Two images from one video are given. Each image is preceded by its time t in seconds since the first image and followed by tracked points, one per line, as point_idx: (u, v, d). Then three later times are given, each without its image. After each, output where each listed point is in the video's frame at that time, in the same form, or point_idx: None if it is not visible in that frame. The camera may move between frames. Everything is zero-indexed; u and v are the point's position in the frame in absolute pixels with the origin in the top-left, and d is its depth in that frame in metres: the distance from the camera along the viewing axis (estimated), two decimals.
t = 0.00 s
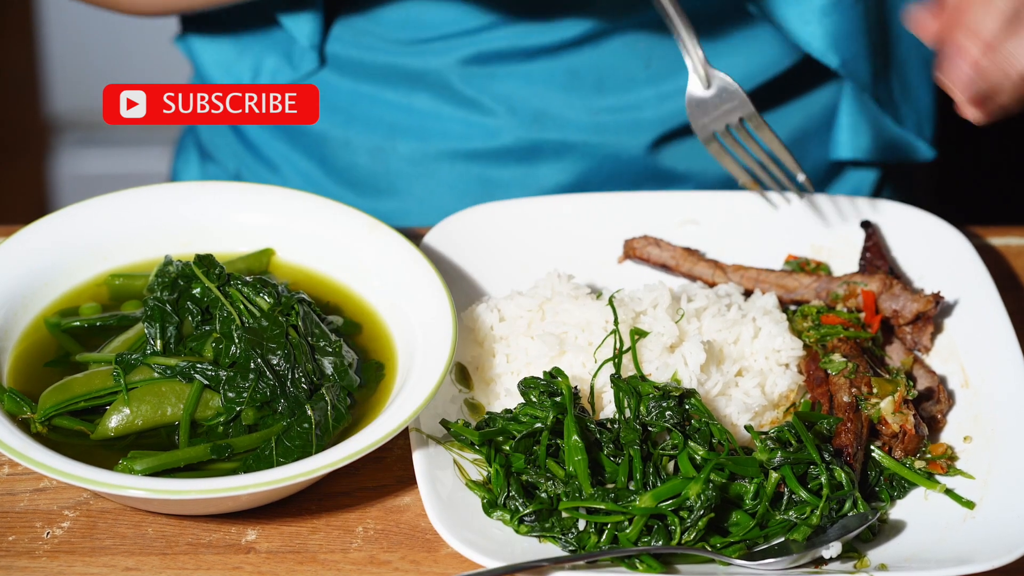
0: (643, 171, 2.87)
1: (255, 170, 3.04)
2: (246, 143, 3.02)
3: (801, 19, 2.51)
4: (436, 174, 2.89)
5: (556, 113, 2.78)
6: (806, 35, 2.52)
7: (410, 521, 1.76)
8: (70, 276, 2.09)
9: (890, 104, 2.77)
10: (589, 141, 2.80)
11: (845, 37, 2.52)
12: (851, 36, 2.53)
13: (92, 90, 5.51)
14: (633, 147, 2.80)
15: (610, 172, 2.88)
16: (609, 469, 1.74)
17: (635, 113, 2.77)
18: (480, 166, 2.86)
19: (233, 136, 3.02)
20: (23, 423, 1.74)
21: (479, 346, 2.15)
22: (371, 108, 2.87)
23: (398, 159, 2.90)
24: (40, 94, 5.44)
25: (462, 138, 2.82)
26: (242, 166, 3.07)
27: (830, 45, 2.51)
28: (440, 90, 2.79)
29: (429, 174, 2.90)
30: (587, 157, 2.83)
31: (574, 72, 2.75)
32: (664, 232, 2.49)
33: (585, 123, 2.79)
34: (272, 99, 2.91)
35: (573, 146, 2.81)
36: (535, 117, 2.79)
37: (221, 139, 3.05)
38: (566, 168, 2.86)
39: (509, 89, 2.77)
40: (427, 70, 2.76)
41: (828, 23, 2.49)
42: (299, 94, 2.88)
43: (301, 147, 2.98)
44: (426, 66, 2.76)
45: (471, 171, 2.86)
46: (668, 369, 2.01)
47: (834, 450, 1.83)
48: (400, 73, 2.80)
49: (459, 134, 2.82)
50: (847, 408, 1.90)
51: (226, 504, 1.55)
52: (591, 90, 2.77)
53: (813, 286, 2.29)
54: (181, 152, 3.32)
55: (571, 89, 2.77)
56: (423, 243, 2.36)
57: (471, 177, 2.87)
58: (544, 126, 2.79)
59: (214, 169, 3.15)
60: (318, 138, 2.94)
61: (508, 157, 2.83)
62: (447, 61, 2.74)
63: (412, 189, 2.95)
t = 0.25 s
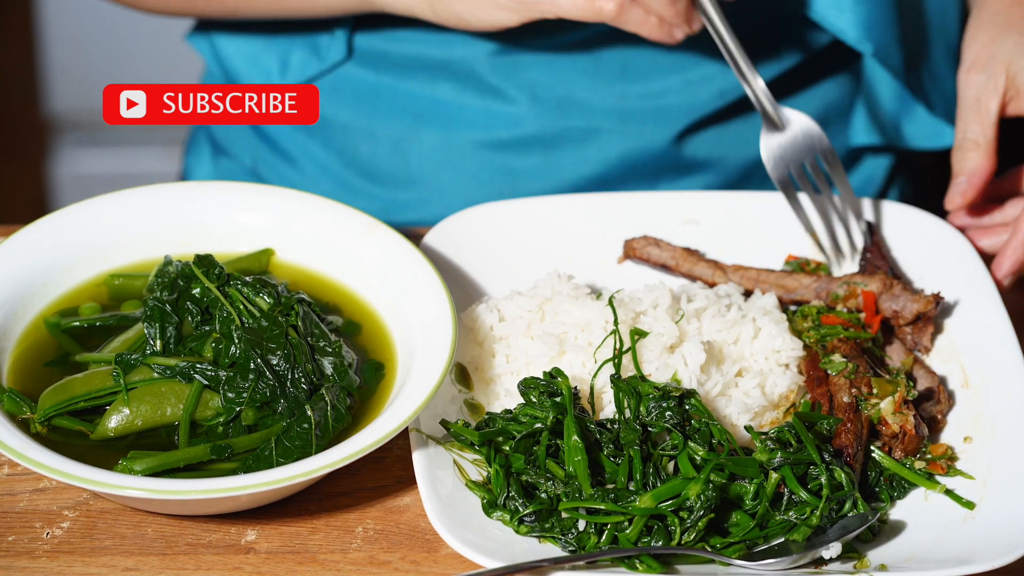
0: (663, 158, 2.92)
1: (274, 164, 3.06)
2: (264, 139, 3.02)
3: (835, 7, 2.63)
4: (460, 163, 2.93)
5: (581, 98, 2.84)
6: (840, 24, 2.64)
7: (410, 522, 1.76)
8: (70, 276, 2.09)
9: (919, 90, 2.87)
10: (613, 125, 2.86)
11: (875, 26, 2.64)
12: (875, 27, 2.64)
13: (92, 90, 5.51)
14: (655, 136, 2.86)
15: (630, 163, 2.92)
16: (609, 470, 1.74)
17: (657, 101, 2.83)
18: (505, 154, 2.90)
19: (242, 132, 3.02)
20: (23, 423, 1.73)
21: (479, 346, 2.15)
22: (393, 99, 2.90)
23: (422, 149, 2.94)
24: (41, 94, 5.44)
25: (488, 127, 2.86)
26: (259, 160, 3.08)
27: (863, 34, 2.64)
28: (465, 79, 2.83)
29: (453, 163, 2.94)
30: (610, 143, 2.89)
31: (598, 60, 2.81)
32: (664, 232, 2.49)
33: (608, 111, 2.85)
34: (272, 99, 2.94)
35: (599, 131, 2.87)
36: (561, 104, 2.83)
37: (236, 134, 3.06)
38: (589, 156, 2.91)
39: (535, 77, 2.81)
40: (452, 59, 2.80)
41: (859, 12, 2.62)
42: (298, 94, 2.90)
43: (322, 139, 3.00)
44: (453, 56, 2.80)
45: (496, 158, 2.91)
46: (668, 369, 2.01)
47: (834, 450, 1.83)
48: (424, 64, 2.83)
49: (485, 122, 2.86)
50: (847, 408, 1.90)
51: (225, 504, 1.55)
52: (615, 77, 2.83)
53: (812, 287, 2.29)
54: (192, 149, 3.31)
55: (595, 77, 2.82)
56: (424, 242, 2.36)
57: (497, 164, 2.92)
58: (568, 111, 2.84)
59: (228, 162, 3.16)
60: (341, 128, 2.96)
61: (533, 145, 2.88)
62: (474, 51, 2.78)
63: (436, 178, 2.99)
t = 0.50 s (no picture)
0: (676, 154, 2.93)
1: (287, 163, 3.05)
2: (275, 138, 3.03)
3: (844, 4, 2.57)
4: (474, 158, 2.92)
5: (595, 91, 2.83)
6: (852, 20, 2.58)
7: (410, 521, 1.76)
8: (71, 276, 2.09)
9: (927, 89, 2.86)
10: (627, 119, 2.86)
11: (886, 23, 2.59)
12: (883, 26, 2.60)
13: (92, 90, 5.51)
14: (670, 129, 2.87)
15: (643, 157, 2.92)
16: (609, 469, 1.74)
17: (672, 94, 2.84)
18: (519, 148, 2.89)
19: (253, 131, 3.02)
20: (23, 423, 1.74)
21: (479, 346, 2.15)
22: (407, 95, 2.90)
23: (435, 145, 2.94)
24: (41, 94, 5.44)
25: (502, 122, 2.86)
26: (273, 159, 3.08)
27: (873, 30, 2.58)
28: (478, 72, 2.82)
29: (467, 159, 2.93)
30: (624, 137, 2.88)
31: (612, 54, 2.81)
32: (664, 232, 2.49)
33: (623, 104, 2.84)
34: (272, 100, 2.94)
35: (613, 124, 2.86)
36: (575, 98, 2.83)
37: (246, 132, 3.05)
38: (604, 150, 2.91)
39: (549, 71, 2.81)
40: (465, 53, 2.80)
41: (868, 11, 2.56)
42: (299, 94, 2.91)
43: (333, 135, 3.01)
44: (466, 50, 2.80)
45: (512, 152, 2.89)
46: (668, 369, 2.01)
47: (834, 451, 1.83)
48: (437, 58, 2.84)
49: (499, 116, 2.86)
50: (847, 410, 1.91)
51: (226, 504, 1.55)
52: (629, 71, 2.83)
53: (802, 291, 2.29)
54: (199, 147, 3.31)
55: (609, 71, 2.82)
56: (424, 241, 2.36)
57: (512, 159, 2.91)
58: (583, 105, 2.83)
59: (238, 160, 3.15)
60: (356, 124, 2.97)
61: (547, 139, 2.87)
62: (488, 44, 2.78)
63: (449, 175, 2.98)
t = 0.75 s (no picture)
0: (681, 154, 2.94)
1: (292, 158, 3.06)
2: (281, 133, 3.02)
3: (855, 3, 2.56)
4: (479, 158, 2.92)
5: (601, 92, 2.83)
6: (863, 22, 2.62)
7: (410, 521, 1.76)
8: (70, 276, 2.09)
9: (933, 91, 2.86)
10: (632, 119, 2.86)
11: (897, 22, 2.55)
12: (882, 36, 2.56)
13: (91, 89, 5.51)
14: (671, 130, 2.87)
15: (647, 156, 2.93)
16: (609, 469, 1.74)
17: (676, 95, 2.84)
18: (524, 148, 2.89)
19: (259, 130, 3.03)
20: (22, 423, 1.73)
21: (479, 346, 2.15)
22: (412, 94, 2.87)
23: (439, 146, 2.94)
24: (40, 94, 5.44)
25: (507, 121, 2.84)
26: (281, 156, 3.09)
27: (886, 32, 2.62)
28: (484, 73, 2.80)
29: (472, 158, 2.93)
30: (630, 136, 2.89)
31: (619, 53, 2.79)
32: (664, 233, 2.49)
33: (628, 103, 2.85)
34: (272, 100, 2.96)
35: (618, 124, 2.87)
36: (580, 97, 2.82)
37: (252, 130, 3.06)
38: (609, 148, 2.92)
39: (555, 70, 2.79)
40: (471, 54, 2.77)
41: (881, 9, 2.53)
42: (299, 93, 2.91)
43: (335, 134, 3.00)
44: (472, 49, 2.76)
45: (517, 153, 2.89)
46: (668, 369, 2.00)
47: (834, 451, 1.83)
48: (442, 57, 2.80)
49: (505, 117, 2.84)
50: (848, 409, 1.91)
51: (225, 504, 1.55)
52: (636, 71, 2.82)
53: (812, 289, 2.29)
54: (207, 142, 3.32)
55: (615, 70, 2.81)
56: (425, 240, 2.35)
57: (517, 159, 2.91)
58: (590, 105, 2.83)
59: (244, 154, 3.17)
60: (360, 122, 2.95)
61: (552, 138, 2.87)
62: (494, 43, 2.74)
63: (453, 174, 2.98)
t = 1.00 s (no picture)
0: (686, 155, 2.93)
1: (293, 160, 3.05)
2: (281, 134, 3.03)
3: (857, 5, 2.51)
4: (480, 163, 2.91)
5: (605, 94, 2.83)
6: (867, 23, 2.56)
7: (410, 521, 1.76)
8: (70, 276, 2.09)
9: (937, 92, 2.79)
10: (635, 122, 2.86)
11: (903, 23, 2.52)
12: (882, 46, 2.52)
13: (92, 90, 5.51)
14: (671, 130, 2.87)
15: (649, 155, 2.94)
16: (609, 469, 1.74)
17: (679, 97, 2.85)
18: (527, 152, 2.89)
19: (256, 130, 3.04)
20: (22, 423, 1.73)
21: (479, 346, 2.15)
22: (415, 97, 2.87)
23: (442, 149, 2.93)
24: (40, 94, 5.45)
25: (511, 126, 2.84)
26: (282, 158, 3.08)
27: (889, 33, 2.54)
28: (487, 76, 2.80)
29: (474, 164, 2.91)
30: (632, 140, 2.89)
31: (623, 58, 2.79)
32: (664, 233, 2.49)
33: (631, 107, 2.85)
34: (272, 100, 2.96)
35: (622, 127, 2.87)
36: (583, 101, 2.83)
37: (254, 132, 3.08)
38: (612, 153, 2.91)
39: (558, 74, 2.80)
40: (474, 57, 2.77)
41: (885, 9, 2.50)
42: (299, 93, 2.91)
43: (336, 136, 2.99)
44: (476, 54, 2.77)
45: (520, 156, 2.89)
46: (668, 369, 2.00)
47: (834, 451, 1.83)
48: (446, 61, 2.81)
49: (507, 121, 2.84)
50: (847, 409, 1.91)
51: (225, 504, 1.55)
52: (640, 74, 2.81)
53: (812, 289, 2.29)
54: (208, 145, 3.35)
55: (618, 74, 2.81)
56: (425, 241, 2.35)
57: (520, 163, 2.90)
58: (594, 108, 2.84)
59: (247, 158, 3.17)
60: (362, 126, 2.95)
61: (554, 142, 2.87)
62: (498, 48, 2.75)
63: (455, 179, 2.97)
